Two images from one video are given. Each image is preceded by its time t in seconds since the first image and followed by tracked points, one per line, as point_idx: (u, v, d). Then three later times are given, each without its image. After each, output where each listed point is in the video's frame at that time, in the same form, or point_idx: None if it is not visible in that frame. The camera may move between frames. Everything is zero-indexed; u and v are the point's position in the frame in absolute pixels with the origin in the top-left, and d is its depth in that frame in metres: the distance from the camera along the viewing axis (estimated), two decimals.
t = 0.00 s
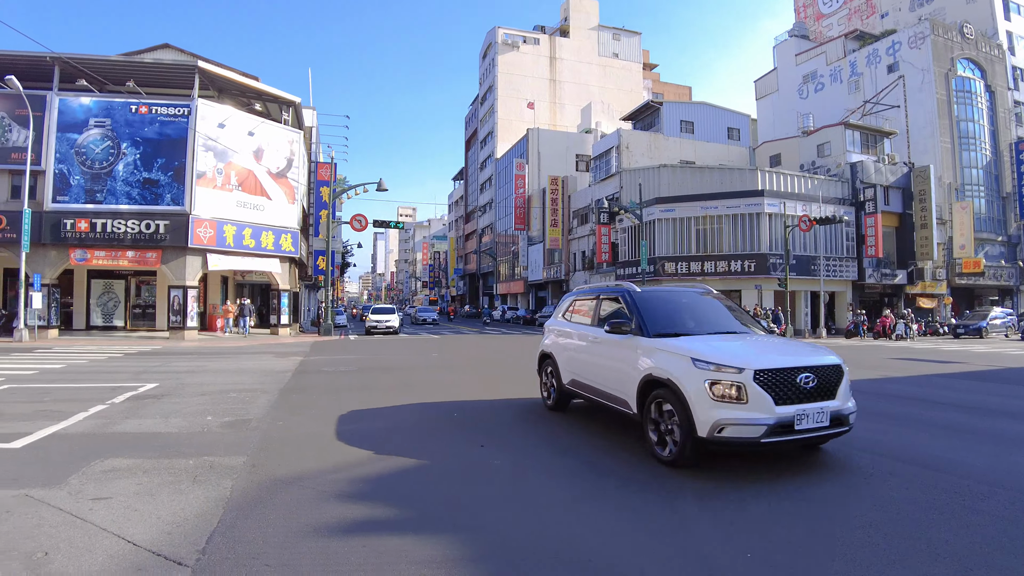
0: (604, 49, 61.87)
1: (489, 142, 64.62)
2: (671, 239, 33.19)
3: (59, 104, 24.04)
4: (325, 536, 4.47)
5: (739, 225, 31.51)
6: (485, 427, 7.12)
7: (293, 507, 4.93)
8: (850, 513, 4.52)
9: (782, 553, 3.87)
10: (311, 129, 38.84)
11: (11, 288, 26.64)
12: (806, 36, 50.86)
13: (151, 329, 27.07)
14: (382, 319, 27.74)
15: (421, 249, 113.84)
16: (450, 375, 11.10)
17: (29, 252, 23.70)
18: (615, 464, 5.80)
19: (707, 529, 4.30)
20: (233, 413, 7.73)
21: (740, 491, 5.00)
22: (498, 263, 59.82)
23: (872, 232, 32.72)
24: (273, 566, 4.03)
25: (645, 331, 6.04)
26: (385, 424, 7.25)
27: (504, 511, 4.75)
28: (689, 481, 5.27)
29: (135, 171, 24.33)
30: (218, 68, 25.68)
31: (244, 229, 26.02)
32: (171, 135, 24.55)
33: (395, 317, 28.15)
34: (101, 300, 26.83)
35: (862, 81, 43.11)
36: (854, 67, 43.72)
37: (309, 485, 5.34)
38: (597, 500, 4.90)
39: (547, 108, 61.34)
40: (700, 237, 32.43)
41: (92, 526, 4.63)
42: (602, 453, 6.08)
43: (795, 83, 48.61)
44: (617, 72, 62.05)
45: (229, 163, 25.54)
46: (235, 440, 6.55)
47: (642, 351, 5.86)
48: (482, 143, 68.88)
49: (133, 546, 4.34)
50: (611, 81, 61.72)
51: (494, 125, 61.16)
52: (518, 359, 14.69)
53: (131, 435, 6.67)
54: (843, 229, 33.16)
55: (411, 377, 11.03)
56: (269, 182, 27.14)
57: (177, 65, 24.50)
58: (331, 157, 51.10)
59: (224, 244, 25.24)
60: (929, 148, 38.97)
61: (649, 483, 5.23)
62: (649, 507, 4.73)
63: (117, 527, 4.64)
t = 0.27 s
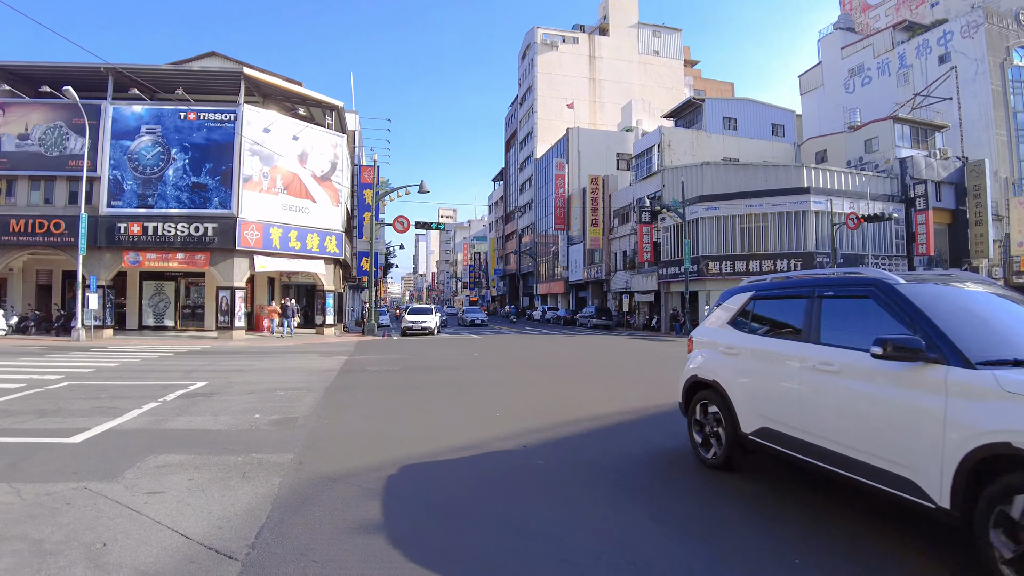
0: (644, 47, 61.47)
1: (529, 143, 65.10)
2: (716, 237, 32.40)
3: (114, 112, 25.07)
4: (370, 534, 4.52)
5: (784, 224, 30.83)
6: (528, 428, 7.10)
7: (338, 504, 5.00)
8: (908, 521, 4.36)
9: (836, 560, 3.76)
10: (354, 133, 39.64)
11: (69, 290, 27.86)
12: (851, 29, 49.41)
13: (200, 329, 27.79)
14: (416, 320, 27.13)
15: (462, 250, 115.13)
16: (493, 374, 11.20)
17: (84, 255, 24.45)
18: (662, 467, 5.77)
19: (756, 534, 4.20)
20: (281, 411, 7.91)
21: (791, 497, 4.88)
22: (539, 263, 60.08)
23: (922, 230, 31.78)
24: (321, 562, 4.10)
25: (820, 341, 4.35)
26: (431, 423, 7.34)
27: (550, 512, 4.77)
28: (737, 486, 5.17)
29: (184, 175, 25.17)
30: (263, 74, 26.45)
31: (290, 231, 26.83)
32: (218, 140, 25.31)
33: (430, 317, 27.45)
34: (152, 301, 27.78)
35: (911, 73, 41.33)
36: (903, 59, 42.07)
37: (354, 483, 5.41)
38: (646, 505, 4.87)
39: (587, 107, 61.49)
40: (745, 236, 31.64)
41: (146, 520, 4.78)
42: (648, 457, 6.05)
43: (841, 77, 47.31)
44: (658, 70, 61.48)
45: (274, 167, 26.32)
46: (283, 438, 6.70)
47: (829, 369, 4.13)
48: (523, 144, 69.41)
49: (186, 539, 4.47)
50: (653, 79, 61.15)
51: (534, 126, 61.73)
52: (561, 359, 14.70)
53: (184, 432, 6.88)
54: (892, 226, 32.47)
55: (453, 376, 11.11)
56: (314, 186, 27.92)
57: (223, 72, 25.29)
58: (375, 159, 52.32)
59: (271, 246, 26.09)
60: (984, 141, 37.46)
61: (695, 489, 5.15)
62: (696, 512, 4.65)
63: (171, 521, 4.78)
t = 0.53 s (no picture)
0: (686, 43, 60.62)
1: (570, 143, 65.11)
2: (763, 237, 31.70)
3: (166, 120, 25.99)
4: (416, 532, 4.57)
5: (832, 223, 29.97)
6: (572, 429, 7.09)
7: (385, 501, 5.09)
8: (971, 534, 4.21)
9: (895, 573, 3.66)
10: (396, 136, 40.17)
11: (124, 291, 29.01)
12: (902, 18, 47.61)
13: (248, 329, 28.62)
14: (449, 321, 26.74)
15: (502, 250, 115.67)
16: (536, 374, 11.21)
17: (140, 257, 25.73)
18: (711, 472, 5.67)
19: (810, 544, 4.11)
20: (329, 408, 8.08)
21: (846, 508, 4.77)
22: (580, 263, 59.90)
23: (979, 227, 30.26)
24: (368, 559, 4.15)
25: None
26: (475, 422, 7.38)
27: (596, 515, 4.74)
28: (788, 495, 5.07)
29: (232, 179, 25.89)
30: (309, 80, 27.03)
31: (335, 234, 27.45)
32: (265, 144, 25.92)
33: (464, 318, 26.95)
34: (202, 302, 28.66)
35: (966, 64, 39.75)
36: (957, 49, 40.48)
37: (400, 481, 5.48)
38: (694, 511, 4.79)
39: (628, 105, 61.10)
40: (793, 235, 30.91)
41: (199, 514, 4.93)
42: (697, 462, 5.95)
43: (891, 69, 45.78)
44: (700, 66, 60.69)
45: (320, 170, 26.90)
46: (330, 436, 6.82)
47: None
48: (563, 143, 69.39)
49: (237, 534, 4.59)
50: (695, 75, 60.36)
51: (576, 126, 61.78)
52: (605, 360, 14.60)
53: (234, 429, 7.07)
54: (946, 223, 31.00)
55: (496, 376, 11.18)
56: (359, 188, 28.46)
57: (271, 79, 26.00)
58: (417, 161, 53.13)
59: (317, 248, 26.76)
60: None
61: (744, 497, 5.07)
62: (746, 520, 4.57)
63: (222, 515, 4.91)
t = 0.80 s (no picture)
0: (726, 39, 59.82)
1: (609, 142, 64.86)
2: (807, 235, 30.97)
3: (212, 126, 26.77)
4: (457, 531, 4.59)
5: (879, 221, 29.08)
6: (613, 429, 7.07)
7: (426, 500, 5.13)
8: None
9: None
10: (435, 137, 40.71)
11: (172, 292, 29.98)
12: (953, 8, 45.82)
13: (292, 329, 29.32)
14: (475, 322, 26.01)
15: (541, 250, 115.80)
16: (575, 374, 11.18)
17: (187, 259, 26.49)
18: (757, 476, 5.55)
19: (858, 553, 4.00)
20: (371, 407, 8.21)
21: (900, 516, 4.61)
22: (620, 263, 59.56)
23: None
24: (410, 556, 4.19)
25: None
26: (515, 422, 7.40)
27: (637, 517, 4.69)
28: (835, 502, 4.97)
29: (276, 183, 26.56)
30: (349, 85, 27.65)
31: (377, 235, 27.92)
32: (307, 148, 26.53)
33: (491, 320, 26.11)
34: (247, 303, 29.43)
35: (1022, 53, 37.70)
36: (1011, 38, 38.58)
37: (441, 480, 5.52)
38: (738, 515, 4.71)
39: (668, 102, 60.63)
40: (838, 233, 30.15)
41: (246, 509, 5.06)
42: (742, 465, 5.84)
43: (940, 61, 44.22)
44: (740, 62, 59.88)
45: (361, 173, 27.40)
46: (371, 435, 6.92)
47: None
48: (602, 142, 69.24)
49: (282, 530, 4.67)
50: (737, 70, 59.58)
51: (614, 124, 61.47)
52: (646, 360, 14.47)
53: (279, 427, 7.23)
54: (1000, 220, 29.64)
55: (534, 375, 11.18)
56: (400, 190, 28.90)
57: (312, 84, 26.54)
58: (456, 163, 53.82)
59: (360, 249, 27.29)
60: None
61: (791, 502, 4.96)
62: (792, 526, 4.47)
63: (268, 511, 5.02)
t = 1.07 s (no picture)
0: (762, 35, 59.06)
1: (643, 140, 64.48)
2: (847, 233, 30.30)
3: (251, 130, 27.41)
4: (493, 530, 4.61)
5: (922, 218, 28.20)
6: (648, 431, 7.01)
7: (462, 499, 5.17)
8: None
9: None
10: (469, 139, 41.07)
11: (212, 293, 30.73)
12: None
13: (329, 329, 29.70)
14: (493, 323, 24.83)
15: (575, 250, 115.43)
16: (610, 375, 11.13)
17: (227, 261, 27.23)
18: (799, 481, 5.43)
19: (906, 560, 3.88)
20: (407, 406, 8.31)
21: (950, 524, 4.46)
22: (655, 263, 58.97)
23: None
24: (445, 555, 4.22)
25: None
26: (550, 423, 7.39)
27: (674, 520, 4.63)
28: (879, 507, 4.84)
29: (313, 186, 27.01)
30: (384, 88, 28.04)
31: (412, 236, 28.23)
32: (344, 151, 26.88)
33: (509, 321, 24.75)
34: (286, 303, 30.01)
35: None
36: None
37: (477, 479, 5.56)
38: (779, 520, 4.62)
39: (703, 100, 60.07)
40: (879, 231, 29.38)
41: (286, 506, 5.15)
42: (782, 470, 5.72)
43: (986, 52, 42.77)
44: (775, 58, 59.04)
45: (397, 175, 27.80)
46: (407, 434, 6.98)
47: None
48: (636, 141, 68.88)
49: (320, 526, 4.75)
50: (772, 66, 58.81)
51: (648, 123, 61.09)
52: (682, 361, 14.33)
53: (317, 425, 7.36)
54: None
55: (568, 376, 11.16)
56: (434, 192, 29.21)
57: (347, 88, 26.96)
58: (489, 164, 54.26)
59: (396, 250, 27.65)
60: None
61: (834, 507, 4.85)
62: (834, 531, 4.37)
63: (306, 508, 5.10)
